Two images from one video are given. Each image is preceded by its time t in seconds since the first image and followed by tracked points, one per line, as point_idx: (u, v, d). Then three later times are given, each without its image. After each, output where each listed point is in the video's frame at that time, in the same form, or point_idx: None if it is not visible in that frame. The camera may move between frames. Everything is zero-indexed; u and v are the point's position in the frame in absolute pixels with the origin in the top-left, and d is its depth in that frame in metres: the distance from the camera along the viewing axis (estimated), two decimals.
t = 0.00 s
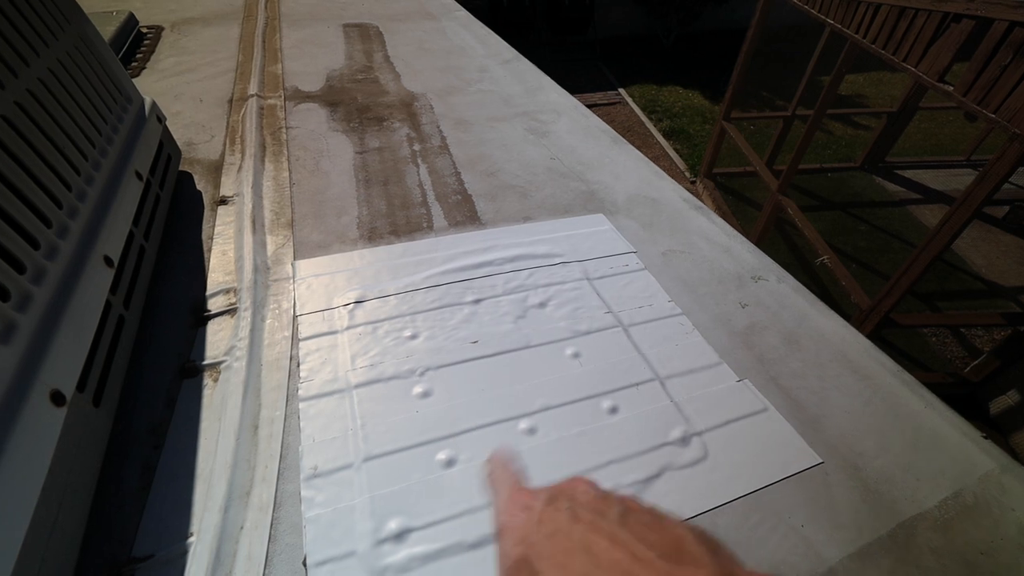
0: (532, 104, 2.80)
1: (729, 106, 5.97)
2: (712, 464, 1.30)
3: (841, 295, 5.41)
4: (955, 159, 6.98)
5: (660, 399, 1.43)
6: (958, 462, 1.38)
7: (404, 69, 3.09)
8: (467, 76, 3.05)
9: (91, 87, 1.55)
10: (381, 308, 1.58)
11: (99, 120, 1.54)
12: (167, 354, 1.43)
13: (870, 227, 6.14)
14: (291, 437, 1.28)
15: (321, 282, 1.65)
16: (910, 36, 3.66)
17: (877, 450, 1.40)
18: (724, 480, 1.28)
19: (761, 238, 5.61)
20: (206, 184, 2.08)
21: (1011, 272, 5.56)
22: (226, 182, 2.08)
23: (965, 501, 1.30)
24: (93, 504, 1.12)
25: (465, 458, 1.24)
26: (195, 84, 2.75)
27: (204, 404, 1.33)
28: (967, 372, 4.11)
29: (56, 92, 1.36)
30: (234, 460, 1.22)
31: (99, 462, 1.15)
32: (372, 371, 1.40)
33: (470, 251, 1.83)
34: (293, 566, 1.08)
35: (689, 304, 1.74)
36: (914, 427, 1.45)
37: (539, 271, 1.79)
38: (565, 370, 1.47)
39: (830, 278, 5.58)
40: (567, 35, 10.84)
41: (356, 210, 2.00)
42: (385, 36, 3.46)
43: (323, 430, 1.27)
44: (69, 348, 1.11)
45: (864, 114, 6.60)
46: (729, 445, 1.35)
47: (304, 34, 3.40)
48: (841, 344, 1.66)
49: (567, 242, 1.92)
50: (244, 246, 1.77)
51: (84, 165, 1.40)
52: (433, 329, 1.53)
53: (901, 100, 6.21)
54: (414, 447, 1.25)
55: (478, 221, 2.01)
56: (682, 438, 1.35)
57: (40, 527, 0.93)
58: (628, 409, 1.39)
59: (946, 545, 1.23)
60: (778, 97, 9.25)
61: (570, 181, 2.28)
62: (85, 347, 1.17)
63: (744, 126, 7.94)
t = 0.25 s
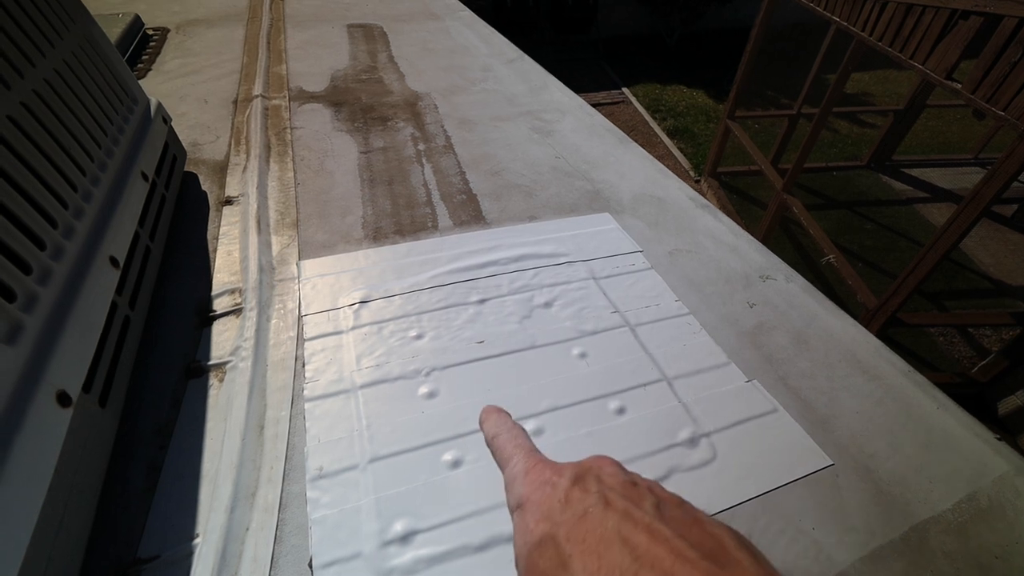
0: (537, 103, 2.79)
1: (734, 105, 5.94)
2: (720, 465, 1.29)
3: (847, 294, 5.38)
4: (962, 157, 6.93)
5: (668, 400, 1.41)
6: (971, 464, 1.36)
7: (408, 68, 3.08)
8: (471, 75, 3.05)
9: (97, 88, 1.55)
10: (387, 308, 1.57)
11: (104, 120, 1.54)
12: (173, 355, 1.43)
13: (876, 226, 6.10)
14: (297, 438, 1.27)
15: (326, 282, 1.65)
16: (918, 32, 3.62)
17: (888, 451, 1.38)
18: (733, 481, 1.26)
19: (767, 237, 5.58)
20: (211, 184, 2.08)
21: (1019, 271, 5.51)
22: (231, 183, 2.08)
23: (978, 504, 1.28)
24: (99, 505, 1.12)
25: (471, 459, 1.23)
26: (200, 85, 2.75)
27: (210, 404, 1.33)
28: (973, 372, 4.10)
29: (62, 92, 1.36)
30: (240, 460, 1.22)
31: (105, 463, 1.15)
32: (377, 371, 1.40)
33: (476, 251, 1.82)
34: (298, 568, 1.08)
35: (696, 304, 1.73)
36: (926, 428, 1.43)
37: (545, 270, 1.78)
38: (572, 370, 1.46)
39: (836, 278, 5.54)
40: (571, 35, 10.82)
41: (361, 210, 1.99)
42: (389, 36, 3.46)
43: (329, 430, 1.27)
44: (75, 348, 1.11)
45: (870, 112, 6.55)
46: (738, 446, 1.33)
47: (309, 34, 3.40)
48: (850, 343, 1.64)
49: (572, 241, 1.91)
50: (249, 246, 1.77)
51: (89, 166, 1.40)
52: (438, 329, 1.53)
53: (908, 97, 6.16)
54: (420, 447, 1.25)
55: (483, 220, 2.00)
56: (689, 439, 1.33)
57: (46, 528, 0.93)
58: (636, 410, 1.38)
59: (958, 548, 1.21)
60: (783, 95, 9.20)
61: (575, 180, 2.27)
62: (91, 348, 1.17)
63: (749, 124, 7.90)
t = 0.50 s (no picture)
0: (538, 104, 2.79)
1: (734, 108, 5.93)
2: (720, 471, 1.28)
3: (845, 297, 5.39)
4: (960, 162, 6.95)
5: (668, 404, 1.41)
6: (970, 472, 1.36)
7: (409, 67, 3.07)
8: (472, 75, 3.04)
9: (96, 84, 1.53)
10: (387, 309, 1.57)
11: (104, 117, 1.53)
12: (171, 354, 1.42)
13: (874, 229, 6.11)
14: (295, 440, 1.27)
15: (326, 282, 1.64)
16: (918, 37, 3.63)
17: (887, 458, 1.38)
18: (733, 488, 1.26)
19: (765, 240, 5.59)
20: (210, 182, 2.07)
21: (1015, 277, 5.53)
22: (230, 180, 2.07)
23: (977, 512, 1.28)
24: (95, 506, 1.11)
25: (471, 463, 1.23)
26: (199, 81, 2.73)
27: (208, 405, 1.32)
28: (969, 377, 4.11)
29: (61, 88, 1.35)
30: (237, 463, 1.21)
31: (102, 463, 1.14)
32: (377, 373, 1.39)
33: (476, 252, 1.82)
34: (296, 572, 1.07)
35: (697, 308, 1.72)
36: (925, 436, 1.43)
37: (545, 273, 1.77)
38: (572, 374, 1.45)
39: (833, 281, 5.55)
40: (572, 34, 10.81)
41: (361, 210, 1.98)
42: (390, 34, 3.44)
43: (328, 432, 1.26)
44: (73, 348, 1.10)
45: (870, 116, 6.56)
46: (738, 452, 1.33)
47: (309, 31, 3.39)
48: (850, 349, 1.64)
49: (573, 244, 1.91)
50: (248, 245, 1.75)
51: (89, 163, 1.39)
52: (438, 330, 1.52)
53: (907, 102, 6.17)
54: (419, 451, 1.24)
55: (483, 221, 1.99)
56: (690, 444, 1.33)
57: (43, 530, 0.92)
58: (636, 414, 1.38)
59: (957, 556, 1.21)
60: (783, 98, 9.21)
61: (576, 181, 2.26)
62: (88, 348, 1.15)
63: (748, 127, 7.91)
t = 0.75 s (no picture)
0: (541, 103, 2.77)
1: (735, 110, 5.92)
2: (724, 473, 1.27)
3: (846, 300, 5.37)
4: (961, 165, 6.93)
5: (672, 405, 1.40)
6: (977, 476, 1.34)
7: (411, 66, 3.06)
8: (475, 74, 3.02)
9: (97, 79, 1.52)
10: (388, 308, 1.55)
11: (104, 113, 1.51)
12: (170, 352, 1.41)
13: (876, 232, 6.10)
14: (294, 440, 1.25)
15: (327, 280, 1.62)
16: (920, 40, 3.61)
17: (894, 462, 1.36)
18: (737, 490, 1.25)
19: (767, 241, 5.57)
20: (211, 179, 2.05)
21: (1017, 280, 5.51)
22: (231, 178, 2.06)
23: (985, 517, 1.26)
24: (92, 506, 1.09)
25: (472, 463, 1.21)
26: (201, 78, 2.72)
27: (207, 403, 1.31)
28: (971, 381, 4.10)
29: (61, 83, 1.34)
30: (236, 462, 1.19)
31: (98, 462, 1.12)
32: (377, 372, 1.37)
33: (478, 251, 1.80)
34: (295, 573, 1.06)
35: (700, 308, 1.71)
36: (931, 439, 1.41)
37: (548, 272, 1.76)
38: (574, 374, 1.44)
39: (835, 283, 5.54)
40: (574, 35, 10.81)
41: (363, 208, 1.97)
42: (392, 33, 3.43)
43: (328, 432, 1.25)
44: (70, 345, 1.09)
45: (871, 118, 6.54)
46: (742, 454, 1.31)
47: (312, 30, 3.38)
48: (855, 351, 1.62)
49: (576, 243, 1.89)
50: (249, 243, 1.74)
51: (88, 158, 1.37)
52: (440, 330, 1.51)
53: (910, 104, 6.16)
54: (420, 451, 1.22)
55: (486, 220, 1.98)
56: (693, 446, 1.32)
57: (37, 530, 0.91)
58: (639, 415, 1.36)
59: (965, 561, 1.20)
60: (785, 100, 9.19)
61: (579, 181, 2.25)
62: (86, 345, 1.14)
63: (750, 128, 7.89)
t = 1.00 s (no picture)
0: (540, 100, 2.76)
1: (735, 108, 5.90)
2: (721, 472, 1.27)
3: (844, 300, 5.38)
4: (960, 166, 6.93)
5: (668, 404, 1.39)
6: (973, 476, 1.34)
7: (410, 61, 3.04)
8: (474, 70, 3.01)
9: (92, 72, 1.51)
10: (385, 304, 1.55)
11: (99, 105, 1.50)
12: (165, 347, 1.40)
13: (874, 232, 6.10)
14: (290, 436, 1.24)
15: (324, 276, 1.61)
16: (921, 40, 3.60)
17: (890, 462, 1.36)
18: (733, 489, 1.24)
19: (766, 240, 5.57)
20: (208, 173, 2.04)
21: (1014, 281, 5.53)
22: (228, 172, 2.04)
23: (980, 517, 1.27)
24: (85, 501, 1.09)
25: (468, 461, 1.21)
26: (198, 71, 2.70)
27: (202, 399, 1.30)
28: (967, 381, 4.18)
29: (55, 75, 1.32)
30: (230, 459, 1.19)
31: (92, 457, 1.12)
32: (374, 369, 1.37)
33: (476, 248, 1.80)
34: (289, 570, 1.05)
35: (698, 307, 1.71)
36: (927, 439, 1.41)
37: (546, 270, 1.75)
38: (571, 372, 1.43)
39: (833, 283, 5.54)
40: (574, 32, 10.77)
41: (360, 204, 1.96)
42: (392, 28, 3.41)
43: (324, 428, 1.24)
44: (63, 340, 1.08)
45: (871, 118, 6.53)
46: (739, 453, 1.31)
47: (311, 24, 3.36)
48: (852, 351, 1.62)
49: (574, 241, 1.89)
50: (245, 238, 1.73)
51: (83, 152, 1.36)
52: (437, 327, 1.50)
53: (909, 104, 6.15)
54: (416, 449, 1.22)
55: (484, 217, 1.97)
56: (690, 445, 1.31)
57: (29, 525, 0.90)
58: (636, 414, 1.36)
59: (959, 561, 1.20)
60: (785, 99, 9.18)
61: (578, 179, 2.24)
62: (80, 340, 1.13)
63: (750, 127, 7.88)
